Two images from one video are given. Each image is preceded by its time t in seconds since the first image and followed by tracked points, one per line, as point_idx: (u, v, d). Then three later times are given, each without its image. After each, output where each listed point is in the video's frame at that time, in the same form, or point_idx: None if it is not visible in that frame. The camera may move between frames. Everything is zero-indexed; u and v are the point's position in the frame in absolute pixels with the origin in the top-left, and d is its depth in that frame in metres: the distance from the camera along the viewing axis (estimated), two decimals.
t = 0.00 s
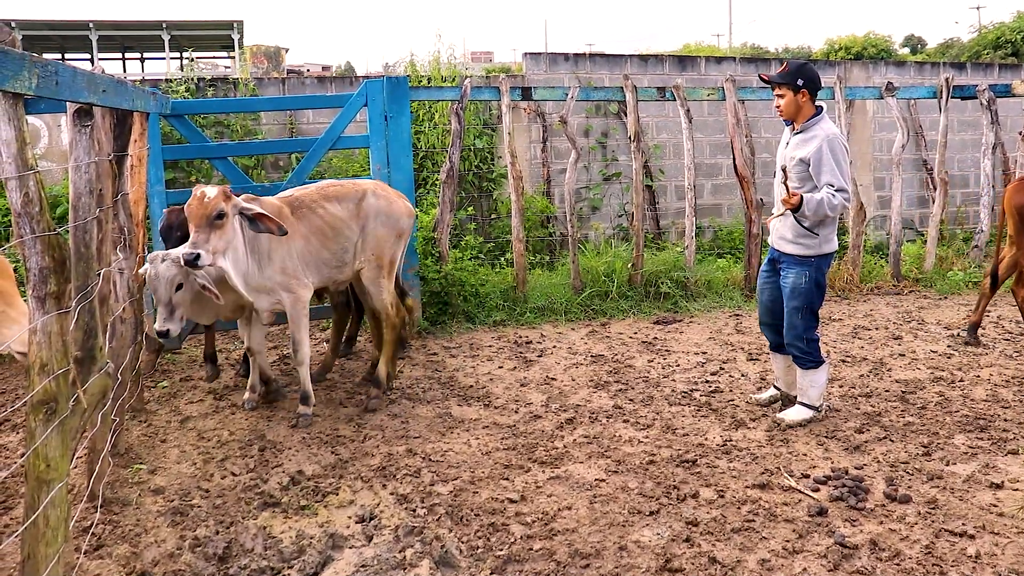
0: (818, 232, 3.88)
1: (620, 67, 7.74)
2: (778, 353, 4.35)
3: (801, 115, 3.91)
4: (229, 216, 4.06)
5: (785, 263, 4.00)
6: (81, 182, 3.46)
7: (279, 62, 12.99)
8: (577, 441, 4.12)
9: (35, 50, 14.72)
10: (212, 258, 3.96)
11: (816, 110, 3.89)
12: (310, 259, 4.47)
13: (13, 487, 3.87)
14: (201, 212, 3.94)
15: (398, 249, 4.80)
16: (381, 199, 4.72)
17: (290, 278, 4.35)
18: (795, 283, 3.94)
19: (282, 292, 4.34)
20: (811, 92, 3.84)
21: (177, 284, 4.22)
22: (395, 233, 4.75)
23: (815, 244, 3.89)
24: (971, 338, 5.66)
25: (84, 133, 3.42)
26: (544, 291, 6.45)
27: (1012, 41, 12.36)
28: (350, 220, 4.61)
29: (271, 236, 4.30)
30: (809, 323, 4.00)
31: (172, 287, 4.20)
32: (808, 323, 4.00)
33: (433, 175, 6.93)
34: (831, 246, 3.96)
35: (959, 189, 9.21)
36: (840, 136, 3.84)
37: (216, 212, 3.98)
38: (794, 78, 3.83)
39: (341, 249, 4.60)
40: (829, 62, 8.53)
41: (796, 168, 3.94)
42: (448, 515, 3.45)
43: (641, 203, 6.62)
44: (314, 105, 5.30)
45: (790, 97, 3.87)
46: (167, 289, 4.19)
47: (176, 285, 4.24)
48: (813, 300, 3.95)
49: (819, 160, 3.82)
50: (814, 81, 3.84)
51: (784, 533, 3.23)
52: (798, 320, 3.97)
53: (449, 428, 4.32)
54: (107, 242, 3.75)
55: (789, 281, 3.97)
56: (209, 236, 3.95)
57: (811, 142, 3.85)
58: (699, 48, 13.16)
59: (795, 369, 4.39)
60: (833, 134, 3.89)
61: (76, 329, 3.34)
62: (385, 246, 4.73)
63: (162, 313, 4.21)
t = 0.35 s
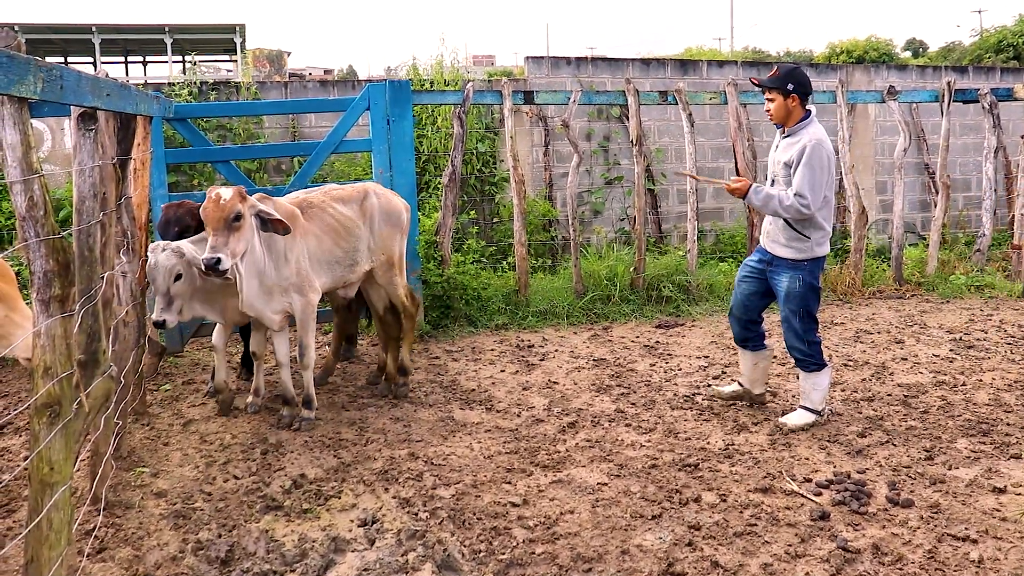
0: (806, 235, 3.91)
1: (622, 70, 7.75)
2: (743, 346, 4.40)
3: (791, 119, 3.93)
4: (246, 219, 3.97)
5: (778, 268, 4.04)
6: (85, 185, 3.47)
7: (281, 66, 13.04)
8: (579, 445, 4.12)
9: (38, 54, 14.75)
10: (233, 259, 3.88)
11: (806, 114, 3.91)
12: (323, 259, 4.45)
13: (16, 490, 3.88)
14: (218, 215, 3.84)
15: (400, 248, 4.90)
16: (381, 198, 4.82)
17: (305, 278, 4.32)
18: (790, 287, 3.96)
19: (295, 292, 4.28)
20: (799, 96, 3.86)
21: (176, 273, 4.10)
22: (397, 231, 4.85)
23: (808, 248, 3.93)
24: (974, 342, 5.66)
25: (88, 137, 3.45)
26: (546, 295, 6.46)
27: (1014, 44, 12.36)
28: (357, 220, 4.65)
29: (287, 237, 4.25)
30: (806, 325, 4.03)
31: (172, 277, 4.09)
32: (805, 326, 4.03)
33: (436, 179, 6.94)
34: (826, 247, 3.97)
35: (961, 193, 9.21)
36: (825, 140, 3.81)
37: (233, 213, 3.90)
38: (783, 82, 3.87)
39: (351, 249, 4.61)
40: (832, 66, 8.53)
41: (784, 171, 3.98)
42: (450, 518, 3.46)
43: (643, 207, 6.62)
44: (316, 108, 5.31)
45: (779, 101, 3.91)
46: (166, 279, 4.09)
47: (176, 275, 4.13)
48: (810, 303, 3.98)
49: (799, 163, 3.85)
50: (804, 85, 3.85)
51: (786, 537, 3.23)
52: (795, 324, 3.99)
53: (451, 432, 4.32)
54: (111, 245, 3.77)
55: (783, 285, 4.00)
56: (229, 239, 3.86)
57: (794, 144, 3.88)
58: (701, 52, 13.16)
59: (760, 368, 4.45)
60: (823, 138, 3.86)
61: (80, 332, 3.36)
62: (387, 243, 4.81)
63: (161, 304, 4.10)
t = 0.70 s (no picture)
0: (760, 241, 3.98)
1: (626, 75, 7.76)
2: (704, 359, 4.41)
3: (750, 133, 4.00)
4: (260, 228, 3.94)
5: (738, 280, 4.07)
6: (91, 190, 3.49)
7: (284, 70, 13.08)
8: (582, 450, 4.12)
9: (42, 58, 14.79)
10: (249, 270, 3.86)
11: (764, 128, 3.98)
12: (329, 263, 4.46)
13: (22, 492, 3.89)
14: (236, 225, 3.81)
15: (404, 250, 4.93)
16: (384, 201, 4.85)
17: (313, 283, 4.33)
18: (753, 297, 4.00)
19: (302, 296, 4.28)
20: (758, 111, 3.93)
21: (188, 280, 4.09)
22: (401, 234, 4.88)
23: (762, 256, 3.98)
24: (978, 347, 5.65)
25: (94, 141, 3.44)
26: (550, 299, 6.46)
27: (1018, 49, 12.35)
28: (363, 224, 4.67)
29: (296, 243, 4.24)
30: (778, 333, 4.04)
31: (184, 283, 4.07)
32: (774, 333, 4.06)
33: (440, 184, 6.96)
34: (781, 256, 4.02)
35: (965, 198, 9.20)
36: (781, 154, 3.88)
37: (249, 224, 3.87)
38: (744, 97, 3.93)
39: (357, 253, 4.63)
40: (835, 71, 8.54)
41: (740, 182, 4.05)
42: (454, 522, 3.46)
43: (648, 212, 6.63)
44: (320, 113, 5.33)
45: (740, 115, 3.98)
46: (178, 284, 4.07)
47: (188, 280, 4.11)
48: (776, 308, 4.00)
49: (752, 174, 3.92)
50: (764, 101, 3.91)
51: (790, 542, 3.23)
52: (765, 332, 4.01)
53: (455, 436, 4.32)
54: (116, 249, 3.79)
55: (747, 296, 4.04)
56: (247, 248, 3.83)
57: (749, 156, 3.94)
58: (705, 57, 13.17)
59: (713, 377, 4.49)
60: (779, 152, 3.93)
61: (86, 336, 3.37)
62: (390, 245, 4.83)
63: (174, 310, 4.07)
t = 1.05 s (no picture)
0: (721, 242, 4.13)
1: (641, 79, 7.76)
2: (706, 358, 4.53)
3: (710, 134, 4.17)
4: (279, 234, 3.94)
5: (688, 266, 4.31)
6: (111, 192, 3.50)
7: (299, 73, 13.17)
8: (597, 454, 4.12)
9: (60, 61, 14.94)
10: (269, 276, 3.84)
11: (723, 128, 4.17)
12: (348, 271, 4.47)
13: (40, 491, 3.92)
14: (257, 231, 3.80)
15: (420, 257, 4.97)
16: (401, 207, 4.89)
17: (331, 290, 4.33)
18: (685, 283, 4.25)
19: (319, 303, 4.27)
20: (719, 114, 4.11)
21: (228, 292, 3.95)
22: (417, 241, 4.92)
23: (715, 254, 4.15)
24: (996, 354, 5.61)
25: (114, 144, 3.48)
26: (565, 303, 6.45)
27: None
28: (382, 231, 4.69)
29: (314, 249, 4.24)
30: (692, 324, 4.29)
31: (225, 297, 3.92)
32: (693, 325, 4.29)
33: (455, 187, 6.97)
34: (735, 256, 4.20)
35: (981, 203, 9.15)
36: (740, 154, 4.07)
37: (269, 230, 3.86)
38: (705, 100, 4.09)
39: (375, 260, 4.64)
40: (851, 75, 8.52)
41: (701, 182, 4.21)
42: (469, 526, 3.46)
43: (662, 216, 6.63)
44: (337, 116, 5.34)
45: (701, 117, 4.14)
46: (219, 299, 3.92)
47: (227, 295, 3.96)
48: (695, 302, 4.22)
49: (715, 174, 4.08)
50: (724, 104, 4.10)
51: (805, 549, 3.22)
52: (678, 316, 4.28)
53: (470, 440, 4.33)
54: (134, 251, 3.82)
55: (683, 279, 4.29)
56: (268, 255, 3.82)
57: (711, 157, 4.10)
58: (720, 61, 13.16)
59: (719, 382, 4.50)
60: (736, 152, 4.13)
61: (105, 337, 3.39)
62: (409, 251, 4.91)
63: (217, 326, 3.93)
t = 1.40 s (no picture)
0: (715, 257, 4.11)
1: (670, 81, 7.74)
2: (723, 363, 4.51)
3: (691, 143, 4.21)
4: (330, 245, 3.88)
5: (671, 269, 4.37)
6: (145, 192, 3.58)
7: (327, 75, 13.26)
8: (625, 456, 4.12)
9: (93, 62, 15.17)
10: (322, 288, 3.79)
11: (702, 137, 4.21)
12: (385, 280, 4.46)
13: (74, 487, 3.97)
14: (309, 242, 3.75)
15: (444, 262, 5.03)
16: (428, 213, 4.93)
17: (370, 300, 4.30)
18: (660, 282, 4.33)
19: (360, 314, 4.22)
20: (698, 124, 4.14)
21: (278, 309, 3.92)
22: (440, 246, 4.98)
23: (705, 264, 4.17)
24: None
25: (148, 144, 3.57)
26: (592, 305, 6.44)
27: None
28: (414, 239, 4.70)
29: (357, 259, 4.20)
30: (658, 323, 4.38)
31: (275, 313, 3.89)
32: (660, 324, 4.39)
33: (483, 189, 6.99)
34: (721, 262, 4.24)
35: (1015, 207, 9.02)
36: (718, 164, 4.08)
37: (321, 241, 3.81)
38: (683, 110, 4.13)
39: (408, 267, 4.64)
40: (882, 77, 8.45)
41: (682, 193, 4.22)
42: (497, 527, 3.47)
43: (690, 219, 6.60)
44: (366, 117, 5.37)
45: (680, 127, 4.18)
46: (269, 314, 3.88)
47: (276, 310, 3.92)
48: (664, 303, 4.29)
49: (696, 187, 4.10)
50: (703, 114, 4.14)
51: (835, 554, 3.20)
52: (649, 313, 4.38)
53: (498, 441, 4.34)
54: (167, 251, 3.87)
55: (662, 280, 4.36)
56: (320, 267, 3.77)
57: (692, 168, 4.13)
58: (748, 63, 13.08)
59: (745, 380, 4.46)
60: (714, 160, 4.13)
61: (138, 335, 3.44)
62: (435, 256, 4.98)
63: (266, 342, 3.88)
